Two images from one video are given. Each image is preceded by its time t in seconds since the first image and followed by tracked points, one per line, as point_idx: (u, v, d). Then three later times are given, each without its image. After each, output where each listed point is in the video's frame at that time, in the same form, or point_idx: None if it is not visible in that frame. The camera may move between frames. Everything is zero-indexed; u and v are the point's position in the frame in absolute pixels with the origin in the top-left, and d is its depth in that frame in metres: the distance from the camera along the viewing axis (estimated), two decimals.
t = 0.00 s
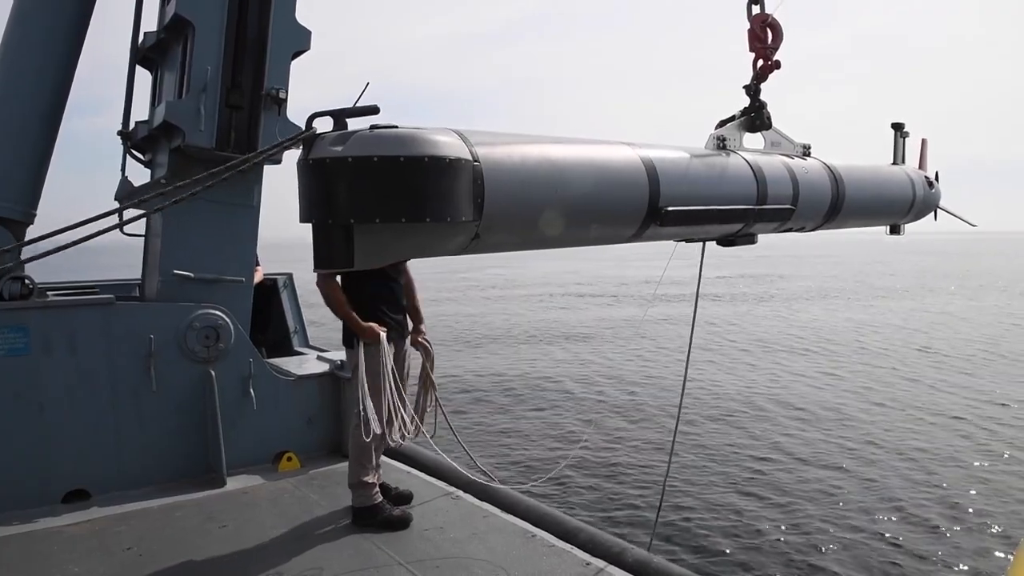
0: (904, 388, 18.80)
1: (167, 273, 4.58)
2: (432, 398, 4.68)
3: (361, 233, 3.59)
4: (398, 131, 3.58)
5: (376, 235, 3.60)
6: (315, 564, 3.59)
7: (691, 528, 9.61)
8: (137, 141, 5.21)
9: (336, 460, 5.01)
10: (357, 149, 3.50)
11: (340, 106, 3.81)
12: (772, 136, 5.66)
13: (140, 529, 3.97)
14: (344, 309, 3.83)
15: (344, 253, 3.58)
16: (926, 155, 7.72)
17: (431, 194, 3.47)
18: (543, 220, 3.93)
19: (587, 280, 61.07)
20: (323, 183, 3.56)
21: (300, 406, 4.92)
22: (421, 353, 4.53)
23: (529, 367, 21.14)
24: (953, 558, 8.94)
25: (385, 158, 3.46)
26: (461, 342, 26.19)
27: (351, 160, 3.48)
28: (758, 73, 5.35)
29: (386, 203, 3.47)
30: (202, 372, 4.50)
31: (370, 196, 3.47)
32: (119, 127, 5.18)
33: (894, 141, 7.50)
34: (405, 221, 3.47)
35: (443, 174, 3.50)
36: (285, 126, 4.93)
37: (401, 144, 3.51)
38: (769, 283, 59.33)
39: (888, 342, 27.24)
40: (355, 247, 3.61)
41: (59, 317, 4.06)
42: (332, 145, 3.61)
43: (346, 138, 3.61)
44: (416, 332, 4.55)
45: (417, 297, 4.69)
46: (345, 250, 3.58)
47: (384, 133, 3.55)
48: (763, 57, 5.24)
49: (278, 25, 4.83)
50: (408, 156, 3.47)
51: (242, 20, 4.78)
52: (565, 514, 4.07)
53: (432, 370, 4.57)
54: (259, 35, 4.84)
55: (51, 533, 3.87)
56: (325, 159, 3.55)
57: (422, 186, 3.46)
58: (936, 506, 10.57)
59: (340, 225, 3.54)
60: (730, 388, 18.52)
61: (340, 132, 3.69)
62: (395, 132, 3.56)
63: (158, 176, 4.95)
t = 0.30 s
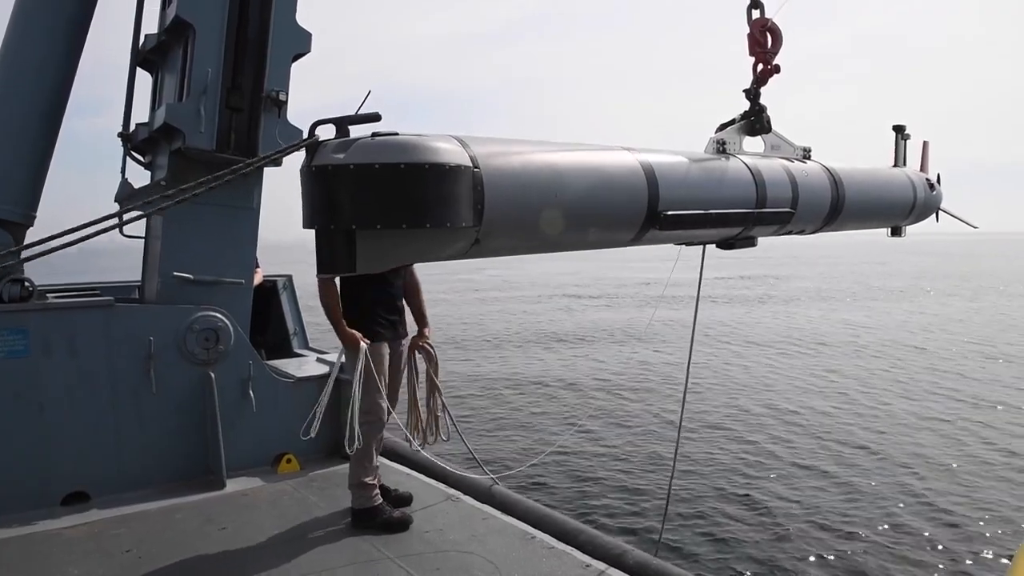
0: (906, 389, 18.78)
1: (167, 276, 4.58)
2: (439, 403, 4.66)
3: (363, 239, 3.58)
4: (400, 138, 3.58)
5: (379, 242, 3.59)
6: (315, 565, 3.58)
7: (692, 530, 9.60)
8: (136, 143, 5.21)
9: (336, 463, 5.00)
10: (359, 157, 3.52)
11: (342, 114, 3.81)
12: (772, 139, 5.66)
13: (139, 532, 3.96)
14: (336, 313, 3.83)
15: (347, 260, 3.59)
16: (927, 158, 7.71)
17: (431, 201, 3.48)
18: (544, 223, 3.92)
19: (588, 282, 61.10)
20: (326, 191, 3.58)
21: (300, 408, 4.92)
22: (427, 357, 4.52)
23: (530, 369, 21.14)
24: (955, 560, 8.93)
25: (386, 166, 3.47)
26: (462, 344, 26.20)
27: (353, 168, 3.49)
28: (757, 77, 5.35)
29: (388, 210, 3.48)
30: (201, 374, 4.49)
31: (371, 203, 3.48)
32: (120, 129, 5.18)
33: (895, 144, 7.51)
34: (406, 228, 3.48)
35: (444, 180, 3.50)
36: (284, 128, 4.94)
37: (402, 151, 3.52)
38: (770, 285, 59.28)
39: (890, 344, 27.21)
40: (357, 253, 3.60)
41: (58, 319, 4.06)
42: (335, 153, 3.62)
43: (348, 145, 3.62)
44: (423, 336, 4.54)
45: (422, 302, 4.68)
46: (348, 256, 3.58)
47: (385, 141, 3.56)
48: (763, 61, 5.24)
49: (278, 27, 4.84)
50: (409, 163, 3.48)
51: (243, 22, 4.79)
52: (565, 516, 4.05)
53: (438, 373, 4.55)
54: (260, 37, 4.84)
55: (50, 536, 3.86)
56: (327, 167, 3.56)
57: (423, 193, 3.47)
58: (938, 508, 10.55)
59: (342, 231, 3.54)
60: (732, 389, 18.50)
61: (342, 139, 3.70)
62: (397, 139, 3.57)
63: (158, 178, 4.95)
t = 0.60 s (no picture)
0: (906, 384, 18.77)
1: (165, 272, 4.57)
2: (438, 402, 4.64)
3: (366, 239, 3.55)
4: (402, 141, 3.57)
5: (381, 241, 3.55)
6: (313, 560, 3.58)
7: (692, 524, 9.60)
8: (133, 139, 5.20)
9: (334, 459, 4.99)
10: (362, 158, 3.50)
11: (344, 117, 3.80)
12: (771, 136, 5.64)
13: (139, 528, 3.95)
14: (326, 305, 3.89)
15: (350, 260, 3.55)
16: (927, 153, 7.69)
17: (433, 201, 3.47)
18: (543, 222, 3.91)
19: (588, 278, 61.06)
20: (328, 192, 3.54)
21: (298, 404, 4.91)
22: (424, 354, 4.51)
23: (530, 365, 21.15)
24: (955, 555, 8.92)
25: (388, 168, 3.46)
26: (462, 340, 26.22)
27: (356, 170, 3.48)
28: (757, 74, 5.33)
29: (391, 211, 3.46)
30: (198, 370, 4.48)
31: (373, 205, 3.47)
32: (117, 125, 5.17)
33: (895, 139, 7.49)
34: (407, 228, 3.47)
35: (446, 181, 3.49)
36: (282, 125, 4.92)
37: (405, 152, 3.50)
38: (771, 280, 59.21)
39: (890, 338, 27.18)
40: (361, 252, 3.57)
41: (55, 316, 4.05)
42: (337, 155, 3.60)
43: (351, 147, 3.61)
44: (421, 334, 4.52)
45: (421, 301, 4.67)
46: (351, 256, 3.54)
47: (388, 143, 3.55)
48: (762, 58, 5.22)
49: (275, 24, 4.83)
50: (411, 164, 3.46)
51: (240, 19, 4.79)
52: (563, 511, 4.05)
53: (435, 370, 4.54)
54: (257, 35, 4.84)
55: (49, 533, 3.85)
56: (330, 169, 3.54)
57: (425, 194, 3.46)
58: (939, 503, 10.54)
59: (345, 231, 3.51)
60: (732, 384, 18.50)
61: (344, 142, 3.68)
62: (400, 142, 3.56)
63: (155, 174, 4.94)
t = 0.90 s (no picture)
0: (908, 387, 18.72)
1: (164, 273, 4.57)
2: (428, 399, 4.66)
3: (373, 246, 3.53)
4: (409, 149, 3.55)
5: (389, 248, 3.53)
6: (312, 560, 3.56)
7: (692, 527, 9.56)
8: (133, 140, 5.19)
9: (332, 461, 4.98)
10: (369, 167, 3.48)
11: (352, 126, 3.78)
12: (773, 140, 5.63)
13: (137, 529, 3.94)
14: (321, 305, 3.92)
15: (358, 267, 3.54)
16: (929, 156, 7.67)
17: (439, 209, 3.44)
18: (544, 224, 3.88)
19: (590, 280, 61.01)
20: (335, 199, 3.52)
21: (297, 405, 4.90)
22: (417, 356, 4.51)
23: (530, 367, 21.13)
24: (958, 558, 8.87)
25: (395, 176, 3.43)
26: (463, 342, 26.20)
27: (363, 178, 3.45)
28: (759, 79, 5.32)
29: (398, 219, 3.43)
30: (197, 371, 4.47)
31: (380, 213, 3.44)
32: (118, 126, 5.17)
33: (897, 142, 7.46)
34: (414, 235, 3.44)
35: (451, 188, 3.46)
36: (282, 127, 4.91)
37: (412, 160, 3.48)
38: (772, 282, 59.15)
39: (891, 341, 27.13)
40: (368, 259, 3.55)
41: (54, 316, 4.04)
42: (345, 163, 3.59)
43: (358, 156, 3.59)
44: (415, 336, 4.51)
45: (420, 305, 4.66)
46: (358, 262, 3.53)
47: (395, 151, 3.53)
48: (764, 63, 5.20)
49: (276, 26, 4.81)
50: (417, 172, 3.44)
51: (241, 21, 4.77)
52: (561, 512, 4.03)
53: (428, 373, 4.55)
54: (258, 36, 4.83)
55: (47, 534, 3.84)
56: (338, 177, 3.52)
57: (431, 202, 3.43)
58: (941, 506, 10.49)
59: (353, 239, 3.49)
60: (733, 386, 18.46)
61: (353, 150, 3.68)
62: (408, 150, 3.53)
63: (154, 175, 4.93)
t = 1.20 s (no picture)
0: (908, 383, 18.69)
1: (162, 265, 4.54)
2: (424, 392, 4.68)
3: (382, 245, 3.49)
4: (417, 150, 3.51)
5: (397, 246, 3.49)
6: (309, 555, 3.55)
7: (691, 522, 9.56)
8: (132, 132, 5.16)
9: (330, 454, 4.98)
10: (378, 167, 3.43)
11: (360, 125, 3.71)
12: (776, 137, 5.60)
13: (134, 523, 3.94)
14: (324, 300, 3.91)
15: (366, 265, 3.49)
16: (932, 152, 7.64)
17: (447, 208, 3.42)
18: (542, 223, 3.85)
19: (591, 275, 60.99)
20: (344, 198, 3.45)
21: (295, 399, 4.90)
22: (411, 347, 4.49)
23: (530, 361, 21.12)
24: (955, 554, 8.88)
25: (403, 176, 3.39)
26: (463, 336, 26.20)
27: (372, 178, 3.40)
28: (762, 76, 5.29)
29: (408, 218, 3.39)
30: (195, 365, 4.46)
31: (389, 213, 3.39)
32: (116, 118, 5.15)
33: (900, 137, 7.43)
34: (422, 233, 3.41)
35: (457, 187, 3.44)
36: (281, 120, 4.90)
37: (421, 161, 3.45)
38: (773, 278, 59.09)
39: (892, 337, 27.11)
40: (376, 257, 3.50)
41: (52, 309, 4.03)
42: (354, 163, 3.53)
43: (367, 156, 3.53)
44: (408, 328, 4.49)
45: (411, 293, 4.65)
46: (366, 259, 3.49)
47: (404, 151, 3.49)
48: (768, 61, 5.18)
49: (275, 17, 4.78)
50: (425, 172, 3.41)
51: (241, 12, 4.72)
52: (559, 506, 4.02)
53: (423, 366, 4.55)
54: (258, 27, 4.77)
55: (45, 527, 3.84)
56: (347, 177, 3.45)
57: (438, 201, 3.40)
58: (940, 502, 10.49)
59: (362, 237, 3.44)
60: (732, 382, 18.44)
61: (361, 150, 3.61)
62: (415, 150, 3.50)
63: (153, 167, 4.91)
